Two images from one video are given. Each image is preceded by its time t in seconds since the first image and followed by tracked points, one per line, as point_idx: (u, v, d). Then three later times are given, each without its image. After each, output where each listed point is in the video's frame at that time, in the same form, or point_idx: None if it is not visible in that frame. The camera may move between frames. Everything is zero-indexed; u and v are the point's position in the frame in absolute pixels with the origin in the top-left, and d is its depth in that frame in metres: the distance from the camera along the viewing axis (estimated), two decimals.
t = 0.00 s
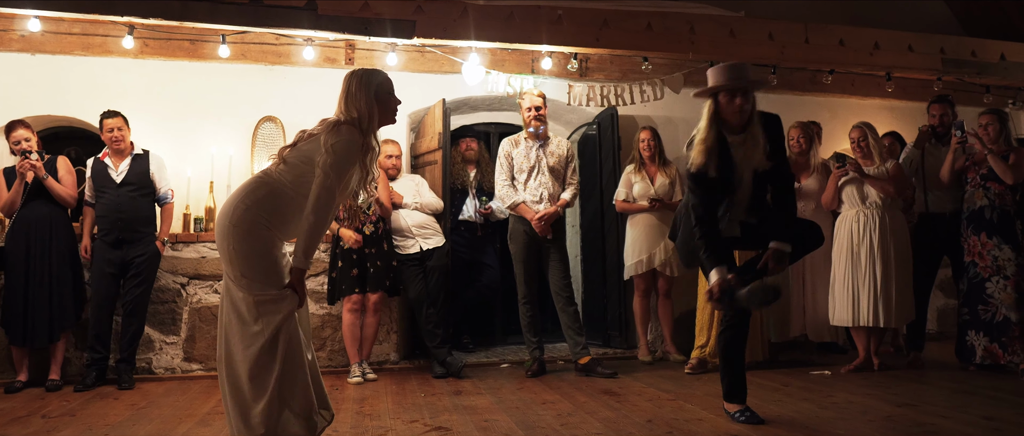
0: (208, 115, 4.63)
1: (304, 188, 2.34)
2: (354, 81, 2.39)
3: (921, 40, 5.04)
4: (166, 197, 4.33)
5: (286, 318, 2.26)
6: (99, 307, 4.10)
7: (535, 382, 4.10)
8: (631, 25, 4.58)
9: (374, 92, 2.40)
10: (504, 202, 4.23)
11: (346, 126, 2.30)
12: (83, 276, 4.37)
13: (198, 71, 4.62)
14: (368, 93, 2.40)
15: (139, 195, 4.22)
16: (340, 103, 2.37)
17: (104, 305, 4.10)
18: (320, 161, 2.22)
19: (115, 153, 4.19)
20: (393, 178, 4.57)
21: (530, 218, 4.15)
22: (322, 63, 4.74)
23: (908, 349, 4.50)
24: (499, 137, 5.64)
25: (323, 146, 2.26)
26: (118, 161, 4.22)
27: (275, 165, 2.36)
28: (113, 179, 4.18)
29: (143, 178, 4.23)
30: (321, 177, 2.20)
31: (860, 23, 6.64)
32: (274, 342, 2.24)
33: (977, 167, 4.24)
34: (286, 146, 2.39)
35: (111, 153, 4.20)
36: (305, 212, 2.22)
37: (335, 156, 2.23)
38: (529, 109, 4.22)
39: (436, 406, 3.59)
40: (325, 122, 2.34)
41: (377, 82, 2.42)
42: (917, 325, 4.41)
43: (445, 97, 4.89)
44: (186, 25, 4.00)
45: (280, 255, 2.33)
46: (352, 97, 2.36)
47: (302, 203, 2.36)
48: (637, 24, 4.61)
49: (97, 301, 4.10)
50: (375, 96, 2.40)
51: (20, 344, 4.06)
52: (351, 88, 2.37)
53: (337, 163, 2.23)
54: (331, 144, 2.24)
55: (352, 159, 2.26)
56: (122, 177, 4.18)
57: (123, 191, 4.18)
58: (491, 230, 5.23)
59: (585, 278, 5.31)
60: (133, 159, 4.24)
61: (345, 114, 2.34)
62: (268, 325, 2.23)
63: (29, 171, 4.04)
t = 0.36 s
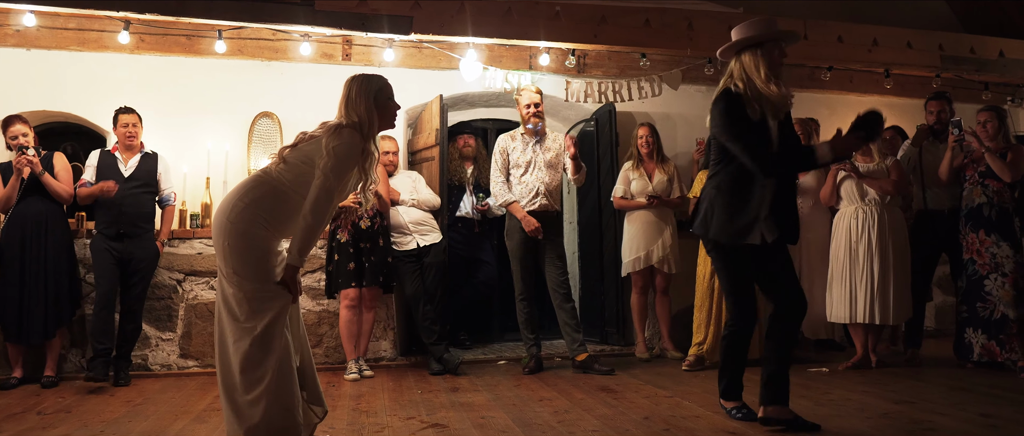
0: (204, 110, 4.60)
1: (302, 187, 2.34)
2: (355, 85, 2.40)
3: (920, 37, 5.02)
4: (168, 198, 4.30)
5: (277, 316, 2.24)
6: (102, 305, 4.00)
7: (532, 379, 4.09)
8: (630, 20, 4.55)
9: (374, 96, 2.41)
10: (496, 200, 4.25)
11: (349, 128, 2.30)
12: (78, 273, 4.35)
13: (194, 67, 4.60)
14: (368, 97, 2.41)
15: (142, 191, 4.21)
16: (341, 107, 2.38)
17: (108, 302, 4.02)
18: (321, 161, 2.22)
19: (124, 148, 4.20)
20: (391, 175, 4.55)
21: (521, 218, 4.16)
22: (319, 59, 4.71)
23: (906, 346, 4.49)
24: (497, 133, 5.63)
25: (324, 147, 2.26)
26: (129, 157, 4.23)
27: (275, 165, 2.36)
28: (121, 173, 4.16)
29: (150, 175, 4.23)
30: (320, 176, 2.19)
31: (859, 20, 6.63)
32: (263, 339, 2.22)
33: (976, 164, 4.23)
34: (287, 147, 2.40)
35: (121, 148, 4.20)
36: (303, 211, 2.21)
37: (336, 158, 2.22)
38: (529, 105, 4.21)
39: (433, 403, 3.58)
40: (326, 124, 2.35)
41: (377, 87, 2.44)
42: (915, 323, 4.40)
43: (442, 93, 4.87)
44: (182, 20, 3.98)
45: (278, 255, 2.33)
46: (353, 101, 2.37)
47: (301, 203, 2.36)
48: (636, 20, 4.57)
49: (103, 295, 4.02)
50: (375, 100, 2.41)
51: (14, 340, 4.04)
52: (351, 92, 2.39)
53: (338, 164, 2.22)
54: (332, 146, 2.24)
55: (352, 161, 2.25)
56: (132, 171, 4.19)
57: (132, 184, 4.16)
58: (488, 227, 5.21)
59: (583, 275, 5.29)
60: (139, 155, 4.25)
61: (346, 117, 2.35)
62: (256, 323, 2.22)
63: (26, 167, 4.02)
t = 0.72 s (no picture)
0: (200, 107, 4.58)
1: (300, 184, 2.33)
2: (354, 83, 2.38)
3: (918, 34, 5.01)
4: (162, 195, 4.29)
5: (275, 315, 2.23)
6: (115, 301, 4.03)
7: (529, 376, 4.08)
8: (628, 17, 4.53)
9: (374, 94, 2.38)
10: (492, 197, 4.21)
11: (350, 125, 2.27)
12: (72, 270, 4.33)
13: (190, 63, 4.58)
14: (369, 95, 2.38)
15: (137, 187, 4.19)
16: (340, 104, 2.35)
17: (120, 298, 4.04)
18: (321, 160, 2.21)
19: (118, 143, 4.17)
20: (388, 172, 4.54)
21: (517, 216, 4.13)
22: (315, 55, 4.69)
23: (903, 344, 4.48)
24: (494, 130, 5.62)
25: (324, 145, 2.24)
26: (123, 153, 4.19)
27: (274, 160, 2.36)
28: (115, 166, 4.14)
29: (144, 172, 4.22)
30: (319, 175, 2.18)
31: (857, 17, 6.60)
32: (262, 339, 2.20)
33: (974, 162, 4.22)
34: (286, 143, 2.38)
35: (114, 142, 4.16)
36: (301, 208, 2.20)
37: (336, 157, 2.21)
38: (526, 102, 4.20)
39: (429, 400, 3.57)
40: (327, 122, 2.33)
41: (377, 85, 2.41)
42: (913, 321, 4.38)
43: (439, 90, 4.85)
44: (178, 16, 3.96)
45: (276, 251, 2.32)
46: (352, 99, 2.34)
47: (299, 200, 2.34)
48: (634, 16, 4.56)
49: (114, 290, 4.03)
50: (375, 99, 2.38)
51: (9, 338, 4.02)
52: (351, 89, 2.36)
53: (338, 163, 2.21)
54: (333, 144, 2.22)
55: (352, 160, 2.24)
56: (126, 165, 4.16)
57: (126, 180, 4.15)
58: (486, 224, 5.20)
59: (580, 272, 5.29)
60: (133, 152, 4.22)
61: (346, 114, 2.32)
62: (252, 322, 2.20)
63: (22, 164, 4.00)
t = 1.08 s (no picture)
0: (194, 105, 4.56)
1: (296, 188, 2.31)
2: (355, 89, 2.35)
3: (915, 33, 5.00)
4: (153, 192, 4.26)
5: (272, 318, 2.20)
6: (102, 297, 4.01)
7: (525, 375, 4.08)
8: (624, 15, 4.53)
9: (374, 102, 2.36)
10: (487, 196, 4.18)
11: (349, 132, 2.24)
12: (67, 269, 4.31)
13: (185, 61, 4.56)
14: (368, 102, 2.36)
15: (128, 184, 4.16)
16: (339, 109, 2.33)
17: (107, 294, 4.02)
18: (317, 165, 2.18)
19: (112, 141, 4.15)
20: (383, 171, 4.53)
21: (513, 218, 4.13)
22: (310, 53, 4.66)
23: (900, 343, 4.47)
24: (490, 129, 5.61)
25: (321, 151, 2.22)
26: (114, 152, 4.17)
27: (269, 162, 2.34)
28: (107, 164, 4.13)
29: (136, 168, 4.20)
30: (314, 181, 2.16)
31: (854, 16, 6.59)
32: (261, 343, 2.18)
33: (972, 161, 4.25)
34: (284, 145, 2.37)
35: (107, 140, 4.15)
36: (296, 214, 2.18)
37: (333, 163, 2.19)
38: (523, 101, 4.15)
39: (425, 399, 3.56)
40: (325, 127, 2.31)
41: (377, 93, 2.38)
42: (910, 319, 4.38)
43: (434, 88, 4.84)
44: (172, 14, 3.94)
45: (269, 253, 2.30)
46: (351, 106, 2.32)
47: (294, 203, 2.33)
48: (629, 15, 4.55)
49: (102, 291, 4.01)
50: (375, 106, 2.36)
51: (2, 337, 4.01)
52: (350, 96, 2.34)
53: (334, 170, 2.19)
54: (330, 150, 2.20)
55: (348, 168, 2.22)
56: (118, 162, 4.15)
57: (115, 178, 4.12)
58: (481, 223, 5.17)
59: (576, 271, 5.27)
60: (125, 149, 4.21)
61: (345, 120, 2.30)
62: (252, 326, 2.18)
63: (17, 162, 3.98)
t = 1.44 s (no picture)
0: (190, 105, 4.55)
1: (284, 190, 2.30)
2: (341, 90, 2.34)
3: (913, 32, 4.98)
4: (146, 194, 4.23)
5: (268, 320, 2.20)
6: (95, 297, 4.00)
7: (522, 375, 4.07)
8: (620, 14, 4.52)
9: (363, 102, 2.35)
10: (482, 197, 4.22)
11: (335, 133, 2.24)
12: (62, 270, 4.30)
13: (180, 61, 4.54)
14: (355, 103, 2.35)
15: (122, 185, 4.15)
16: (327, 112, 2.32)
17: (100, 294, 4.01)
18: (306, 168, 2.18)
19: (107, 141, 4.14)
20: (379, 170, 4.52)
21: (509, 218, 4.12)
22: (306, 53, 4.63)
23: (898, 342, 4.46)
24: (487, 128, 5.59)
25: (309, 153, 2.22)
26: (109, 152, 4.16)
27: (254, 166, 2.33)
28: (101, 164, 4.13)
29: (131, 169, 4.18)
30: (303, 184, 2.15)
31: (852, 14, 6.57)
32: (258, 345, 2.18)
33: (971, 160, 4.23)
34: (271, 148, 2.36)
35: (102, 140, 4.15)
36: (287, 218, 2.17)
37: (321, 165, 2.18)
38: (518, 101, 4.16)
39: (422, 400, 3.55)
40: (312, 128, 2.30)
41: (364, 92, 2.37)
42: (908, 319, 4.37)
43: (431, 88, 4.83)
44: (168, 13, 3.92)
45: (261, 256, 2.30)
46: (338, 107, 2.31)
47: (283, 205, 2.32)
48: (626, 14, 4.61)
49: (94, 291, 4.00)
50: (363, 106, 2.35)
51: None
52: (336, 97, 2.32)
53: (323, 173, 2.18)
54: (318, 152, 2.19)
55: (337, 169, 2.21)
56: (112, 163, 4.14)
57: (108, 178, 4.10)
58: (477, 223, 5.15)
59: (573, 270, 5.25)
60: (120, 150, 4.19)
61: (332, 121, 2.30)
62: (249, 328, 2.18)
63: (13, 162, 3.99)
